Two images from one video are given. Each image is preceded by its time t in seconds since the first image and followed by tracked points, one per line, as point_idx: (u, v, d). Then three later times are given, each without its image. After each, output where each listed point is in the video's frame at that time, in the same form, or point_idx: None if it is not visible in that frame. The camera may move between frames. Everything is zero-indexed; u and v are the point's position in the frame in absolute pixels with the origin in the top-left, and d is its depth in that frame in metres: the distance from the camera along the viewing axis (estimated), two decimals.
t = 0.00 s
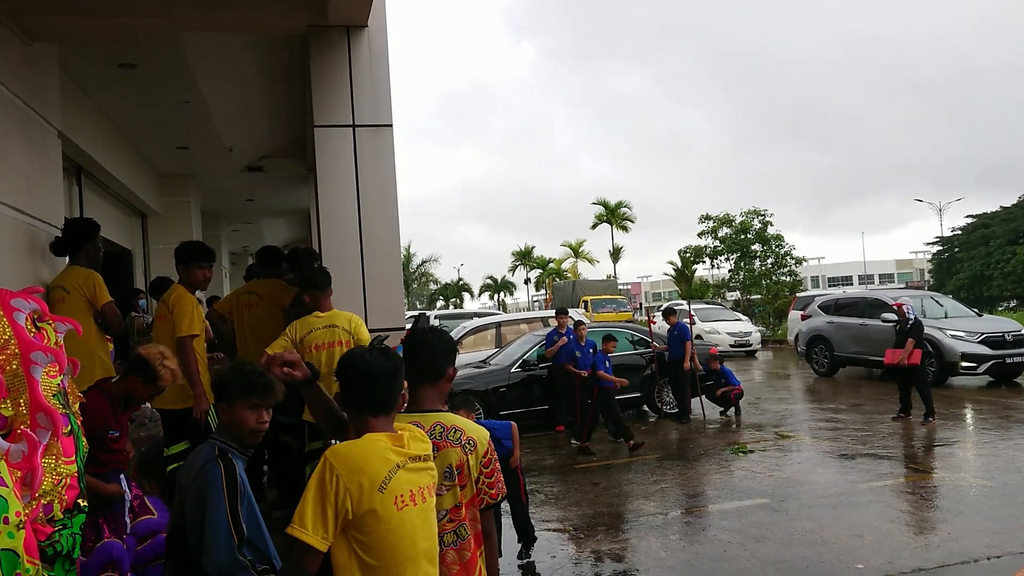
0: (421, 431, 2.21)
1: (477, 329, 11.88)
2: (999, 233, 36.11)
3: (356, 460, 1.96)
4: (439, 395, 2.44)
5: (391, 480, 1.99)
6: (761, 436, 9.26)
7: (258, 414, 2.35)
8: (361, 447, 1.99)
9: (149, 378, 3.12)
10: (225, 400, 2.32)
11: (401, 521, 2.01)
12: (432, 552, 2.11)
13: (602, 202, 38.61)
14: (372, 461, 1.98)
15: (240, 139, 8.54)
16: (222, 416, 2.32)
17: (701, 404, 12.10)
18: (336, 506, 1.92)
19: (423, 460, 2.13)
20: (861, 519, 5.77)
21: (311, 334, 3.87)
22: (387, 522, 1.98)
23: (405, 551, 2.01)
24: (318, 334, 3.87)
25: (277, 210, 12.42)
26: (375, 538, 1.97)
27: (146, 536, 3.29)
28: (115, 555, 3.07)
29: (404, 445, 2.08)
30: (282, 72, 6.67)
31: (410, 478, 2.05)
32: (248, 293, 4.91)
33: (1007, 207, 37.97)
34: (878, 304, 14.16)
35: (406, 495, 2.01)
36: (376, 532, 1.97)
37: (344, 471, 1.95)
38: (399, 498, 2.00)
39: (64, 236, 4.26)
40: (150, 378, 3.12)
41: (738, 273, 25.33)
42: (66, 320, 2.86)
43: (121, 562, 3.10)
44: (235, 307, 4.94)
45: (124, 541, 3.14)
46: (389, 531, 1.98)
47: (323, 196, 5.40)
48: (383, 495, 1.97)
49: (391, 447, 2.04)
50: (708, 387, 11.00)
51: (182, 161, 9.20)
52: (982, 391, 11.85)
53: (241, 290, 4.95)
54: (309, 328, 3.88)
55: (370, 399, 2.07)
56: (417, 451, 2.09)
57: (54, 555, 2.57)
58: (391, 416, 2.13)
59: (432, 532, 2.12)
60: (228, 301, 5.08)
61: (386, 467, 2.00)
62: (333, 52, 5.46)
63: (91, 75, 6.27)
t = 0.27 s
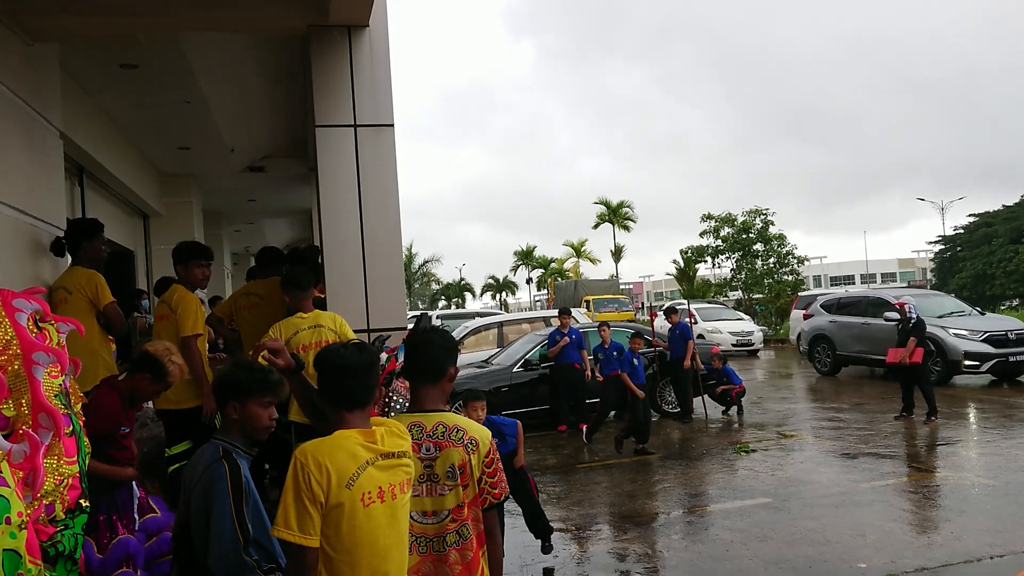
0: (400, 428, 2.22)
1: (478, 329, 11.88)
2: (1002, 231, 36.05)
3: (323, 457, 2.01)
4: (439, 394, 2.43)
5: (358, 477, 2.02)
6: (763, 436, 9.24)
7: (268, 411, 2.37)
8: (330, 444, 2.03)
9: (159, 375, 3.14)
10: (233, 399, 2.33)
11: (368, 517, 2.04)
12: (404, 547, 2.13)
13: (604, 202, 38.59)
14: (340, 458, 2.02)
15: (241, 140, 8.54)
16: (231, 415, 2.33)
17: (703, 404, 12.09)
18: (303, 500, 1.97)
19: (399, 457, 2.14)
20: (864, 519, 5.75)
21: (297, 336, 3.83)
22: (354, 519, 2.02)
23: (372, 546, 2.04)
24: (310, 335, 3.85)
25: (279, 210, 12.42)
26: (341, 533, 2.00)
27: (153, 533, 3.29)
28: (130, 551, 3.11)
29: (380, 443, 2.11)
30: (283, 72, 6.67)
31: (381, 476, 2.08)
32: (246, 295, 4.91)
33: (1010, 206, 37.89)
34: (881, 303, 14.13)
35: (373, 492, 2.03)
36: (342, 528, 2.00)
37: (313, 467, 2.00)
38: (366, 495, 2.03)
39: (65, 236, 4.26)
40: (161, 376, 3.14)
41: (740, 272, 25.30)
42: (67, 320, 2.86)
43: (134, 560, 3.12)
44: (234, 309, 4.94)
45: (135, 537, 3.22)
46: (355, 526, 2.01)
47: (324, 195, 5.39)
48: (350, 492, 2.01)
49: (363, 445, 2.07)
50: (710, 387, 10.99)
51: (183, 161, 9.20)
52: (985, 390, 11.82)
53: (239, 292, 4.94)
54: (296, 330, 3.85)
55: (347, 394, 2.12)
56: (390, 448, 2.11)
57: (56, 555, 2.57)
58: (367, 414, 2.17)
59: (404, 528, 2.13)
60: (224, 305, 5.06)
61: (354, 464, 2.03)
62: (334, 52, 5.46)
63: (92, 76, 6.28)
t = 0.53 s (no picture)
0: (366, 432, 2.21)
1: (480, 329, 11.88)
2: (1005, 231, 35.98)
3: (280, 462, 2.02)
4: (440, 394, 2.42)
5: (313, 483, 2.02)
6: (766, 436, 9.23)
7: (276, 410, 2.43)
8: (288, 449, 2.04)
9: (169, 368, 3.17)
10: (248, 399, 2.39)
11: (324, 523, 2.03)
12: (365, 553, 2.13)
13: (606, 202, 38.56)
14: (296, 463, 2.02)
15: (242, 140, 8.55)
16: (247, 414, 2.38)
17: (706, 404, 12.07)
18: (259, 505, 1.99)
19: (361, 462, 2.14)
20: (867, 519, 5.74)
21: (289, 338, 3.83)
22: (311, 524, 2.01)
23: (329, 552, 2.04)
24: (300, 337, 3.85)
25: (281, 211, 12.43)
26: (297, 539, 2.00)
27: (157, 530, 3.32)
28: (141, 546, 3.22)
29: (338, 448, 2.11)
30: (284, 73, 6.68)
31: (340, 481, 2.07)
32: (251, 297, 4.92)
33: (1013, 205, 37.81)
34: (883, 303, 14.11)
35: (329, 497, 2.03)
36: (299, 534, 2.00)
37: (269, 472, 2.01)
38: (322, 501, 2.03)
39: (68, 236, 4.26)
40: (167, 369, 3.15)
41: (742, 272, 25.28)
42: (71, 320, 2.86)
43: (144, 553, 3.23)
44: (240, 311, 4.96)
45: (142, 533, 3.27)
46: (311, 532, 2.01)
47: (325, 195, 5.39)
48: (305, 498, 2.01)
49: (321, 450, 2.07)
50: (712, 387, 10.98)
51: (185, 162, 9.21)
52: (989, 390, 11.80)
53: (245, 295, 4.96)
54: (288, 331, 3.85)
55: (310, 399, 2.11)
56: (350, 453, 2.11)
57: (58, 556, 2.58)
58: (332, 418, 2.16)
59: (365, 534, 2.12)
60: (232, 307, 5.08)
61: (311, 470, 2.03)
62: (335, 52, 5.46)
63: (94, 76, 6.28)
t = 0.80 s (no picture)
0: (297, 448, 2.21)
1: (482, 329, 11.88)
2: (1007, 230, 35.91)
3: (188, 481, 2.08)
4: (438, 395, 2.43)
5: (218, 501, 2.06)
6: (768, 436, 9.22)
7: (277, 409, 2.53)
8: (198, 467, 2.10)
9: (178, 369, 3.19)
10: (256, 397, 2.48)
11: (232, 539, 2.07)
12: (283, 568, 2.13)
13: (607, 202, 38.56)
14: (205, 481, 2.08)
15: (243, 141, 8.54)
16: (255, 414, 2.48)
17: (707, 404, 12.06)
18: (166, 522, 2.06)
19: (279, 477, 2.14)
20: (868, 519, 5.73)
21: (290, 339, 3.84)
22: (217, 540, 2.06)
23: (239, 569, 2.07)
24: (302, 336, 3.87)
25: (282, 211, 12.42)
26: (202, 555, 2.05)
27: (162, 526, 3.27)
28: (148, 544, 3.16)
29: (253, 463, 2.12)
30: (285, 73, 6.68)
31: (250, 497, 2.10)
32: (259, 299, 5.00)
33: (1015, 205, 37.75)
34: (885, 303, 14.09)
35: (233, 515, 2.06)
36: (204, 549, 2.05)
37: (180, 490, 2.08)
38: (227, 518, 2.07)
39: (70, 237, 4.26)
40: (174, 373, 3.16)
41: (743, 272, 25.27)
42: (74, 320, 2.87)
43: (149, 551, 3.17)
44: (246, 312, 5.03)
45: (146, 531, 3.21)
46: (218, 548, 2.06)
47: (326, 196, 5.39)
48: (208, 516, 2.06)
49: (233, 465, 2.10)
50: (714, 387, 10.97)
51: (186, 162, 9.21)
52: (991, 390, 11.77)
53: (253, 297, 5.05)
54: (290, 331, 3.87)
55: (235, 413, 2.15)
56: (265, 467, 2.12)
57: (59, 557, 2.59)
58: (260, 431, 2.20)
59: (283, 552, 2.13)
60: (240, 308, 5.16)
61: (218, 487, 2.08)
62: (336, 53, 5.46)
63: (95, 77, 6.28)
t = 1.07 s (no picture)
0: (240, 443, 2.11)
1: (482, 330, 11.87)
2: (1008, 230, 35.88)
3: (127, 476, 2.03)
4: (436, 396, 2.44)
5: (151, 497, 2.00)
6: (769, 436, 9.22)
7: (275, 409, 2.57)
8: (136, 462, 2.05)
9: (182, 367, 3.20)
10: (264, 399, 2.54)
11: (168, 534, 2.00)
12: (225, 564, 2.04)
13: (608, 202, 38.55)
14: (141, 476, 2.02)
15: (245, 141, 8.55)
16: (261, 414, 2.53)
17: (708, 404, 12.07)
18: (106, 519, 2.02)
19: (215, 470, 2.05)
20: (870, 519, 5.73)
21: (292, 340, 3.85)
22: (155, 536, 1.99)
23: (174, 564, 2.01)
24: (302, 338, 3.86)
25: (283, 211, 12.42)
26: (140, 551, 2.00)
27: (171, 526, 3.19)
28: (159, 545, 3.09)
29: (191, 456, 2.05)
30: (286, 74, 6.68)
31: (185, 492, 2.02)
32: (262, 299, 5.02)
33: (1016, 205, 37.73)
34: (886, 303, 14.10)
35: (165, 511, 1.99)
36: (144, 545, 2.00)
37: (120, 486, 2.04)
38: (162, 513, 2.00)
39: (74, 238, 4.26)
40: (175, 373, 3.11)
41: (744, 272, 25.27)
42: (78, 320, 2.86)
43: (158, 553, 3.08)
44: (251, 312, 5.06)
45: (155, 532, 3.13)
46: (152, 543, 2.00)
47: (328, 196, 5.40)
48: (144, 511, 2.00)
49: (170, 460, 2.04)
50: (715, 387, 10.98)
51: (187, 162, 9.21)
52: (992, 390, 11.78)
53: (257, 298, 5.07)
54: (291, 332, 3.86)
55: (186, 406, 2.12)
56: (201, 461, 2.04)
57: (63, 558, 2.57)
58: (209, 425, 2.15)
59: (220, 549, 2.03)
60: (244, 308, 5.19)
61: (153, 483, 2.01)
62: (338, 54, 5.46)
63: (96, 78, 6.29)
